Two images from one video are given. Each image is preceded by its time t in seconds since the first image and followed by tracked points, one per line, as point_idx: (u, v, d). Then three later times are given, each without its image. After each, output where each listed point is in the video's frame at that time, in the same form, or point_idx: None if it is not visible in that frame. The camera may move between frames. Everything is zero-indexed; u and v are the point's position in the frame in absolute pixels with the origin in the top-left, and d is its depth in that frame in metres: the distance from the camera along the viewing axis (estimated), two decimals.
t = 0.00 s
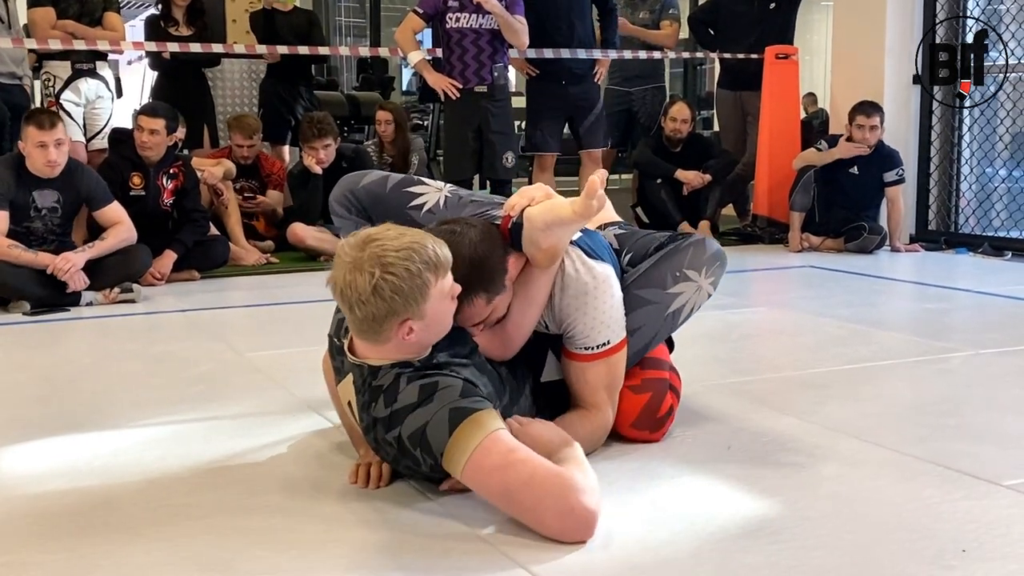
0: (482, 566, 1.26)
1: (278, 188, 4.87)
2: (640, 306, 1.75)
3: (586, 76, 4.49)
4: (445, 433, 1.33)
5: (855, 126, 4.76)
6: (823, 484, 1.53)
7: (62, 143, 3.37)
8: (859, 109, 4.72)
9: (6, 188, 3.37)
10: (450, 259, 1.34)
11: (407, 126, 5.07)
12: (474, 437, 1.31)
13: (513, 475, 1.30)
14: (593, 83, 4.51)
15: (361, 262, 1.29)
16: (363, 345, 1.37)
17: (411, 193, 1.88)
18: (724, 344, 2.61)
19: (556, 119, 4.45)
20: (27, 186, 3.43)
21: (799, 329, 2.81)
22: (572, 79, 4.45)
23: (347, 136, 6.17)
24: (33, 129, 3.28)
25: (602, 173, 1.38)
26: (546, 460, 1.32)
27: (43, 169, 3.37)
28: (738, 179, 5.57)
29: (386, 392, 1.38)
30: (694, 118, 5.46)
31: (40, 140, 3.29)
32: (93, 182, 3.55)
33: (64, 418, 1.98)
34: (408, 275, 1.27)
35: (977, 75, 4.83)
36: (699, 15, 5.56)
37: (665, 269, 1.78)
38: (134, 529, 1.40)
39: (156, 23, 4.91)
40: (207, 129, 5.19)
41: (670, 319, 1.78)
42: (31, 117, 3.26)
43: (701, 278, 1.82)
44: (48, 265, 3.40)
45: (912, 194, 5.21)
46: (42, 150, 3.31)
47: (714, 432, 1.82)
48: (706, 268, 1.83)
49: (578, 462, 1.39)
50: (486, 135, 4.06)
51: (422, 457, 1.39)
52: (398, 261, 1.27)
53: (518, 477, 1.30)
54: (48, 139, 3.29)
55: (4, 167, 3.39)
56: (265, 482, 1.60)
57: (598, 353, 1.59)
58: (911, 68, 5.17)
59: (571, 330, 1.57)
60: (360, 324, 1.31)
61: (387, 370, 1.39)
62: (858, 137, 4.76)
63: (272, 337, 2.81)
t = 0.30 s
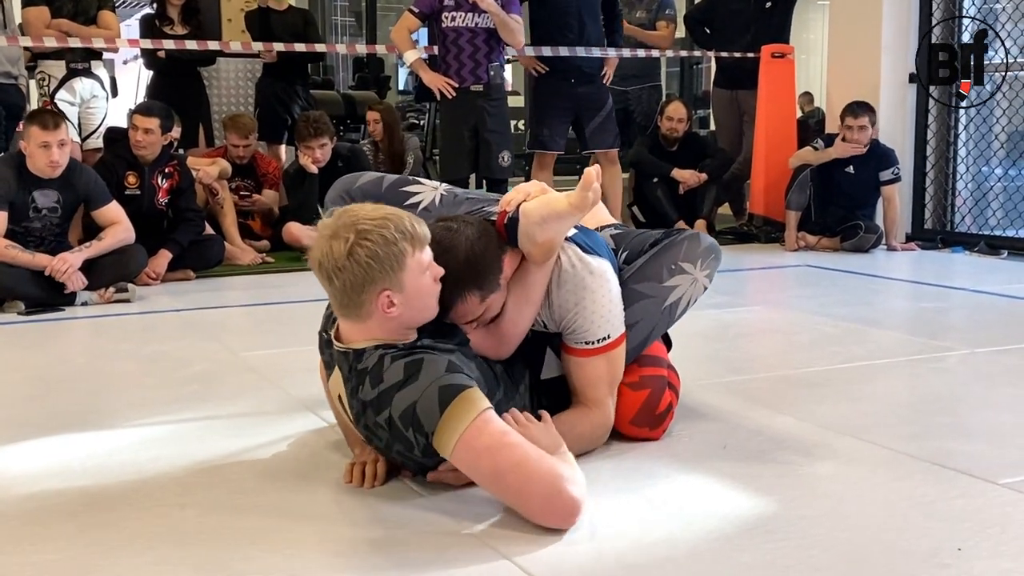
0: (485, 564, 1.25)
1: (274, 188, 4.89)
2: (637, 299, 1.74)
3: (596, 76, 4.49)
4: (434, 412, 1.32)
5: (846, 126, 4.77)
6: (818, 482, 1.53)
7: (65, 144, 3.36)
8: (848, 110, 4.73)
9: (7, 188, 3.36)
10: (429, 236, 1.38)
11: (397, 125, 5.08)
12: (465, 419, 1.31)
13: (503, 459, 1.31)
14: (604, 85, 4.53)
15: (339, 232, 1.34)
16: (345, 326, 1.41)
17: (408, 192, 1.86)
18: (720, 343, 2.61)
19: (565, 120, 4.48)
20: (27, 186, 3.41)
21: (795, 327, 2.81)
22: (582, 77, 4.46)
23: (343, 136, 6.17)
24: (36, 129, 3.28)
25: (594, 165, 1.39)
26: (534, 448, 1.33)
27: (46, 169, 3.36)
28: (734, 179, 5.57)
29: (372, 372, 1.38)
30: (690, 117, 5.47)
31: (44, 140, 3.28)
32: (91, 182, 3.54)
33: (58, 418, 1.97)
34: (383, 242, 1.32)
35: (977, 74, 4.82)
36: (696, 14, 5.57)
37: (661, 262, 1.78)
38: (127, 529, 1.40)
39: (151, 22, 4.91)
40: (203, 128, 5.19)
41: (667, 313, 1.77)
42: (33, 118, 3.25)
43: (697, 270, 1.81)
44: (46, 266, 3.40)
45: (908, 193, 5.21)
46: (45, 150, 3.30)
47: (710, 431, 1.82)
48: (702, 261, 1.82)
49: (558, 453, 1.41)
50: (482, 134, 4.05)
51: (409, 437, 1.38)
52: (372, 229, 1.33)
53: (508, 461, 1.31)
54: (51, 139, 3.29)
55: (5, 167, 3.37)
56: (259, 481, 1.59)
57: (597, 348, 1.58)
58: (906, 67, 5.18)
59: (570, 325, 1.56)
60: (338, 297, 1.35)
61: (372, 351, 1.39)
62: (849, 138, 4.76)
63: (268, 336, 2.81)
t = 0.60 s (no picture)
0: (482, 564, 1.26)
1: (270, 187, 4.89)
2: (629, 292, 1.75)
3: (613, 75, 4.59)
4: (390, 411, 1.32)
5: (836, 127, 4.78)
6: (814, 482, 1.53)
7: (59, 145, 3.35)
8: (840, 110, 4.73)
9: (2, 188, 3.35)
10: (401, 226, 1.40)
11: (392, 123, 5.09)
12: (415, 419, 1.28)
13: (438, 469, 1.27)
14: (620, 84, 4.62)
15: (310, 222, 1.38)
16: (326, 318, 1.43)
17: (398, 193, 1.84)
18: (716, 342, 2.62)
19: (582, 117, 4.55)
20: (21, 186, 3.41)
21: (790, 326, 2.82)
22: (599, 77, 4.54)
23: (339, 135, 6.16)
24: (30, 130, 3.28)
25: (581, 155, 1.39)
26: (477, 465, 1.28)
27: (40, 171, 3.36)
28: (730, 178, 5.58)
29: (344, 367, 1.40)
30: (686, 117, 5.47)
31: (37, 141, 3.28)
32: (86, 182, 3.53)
33: (53, 418, 1.97)
34: (352, 229, 1.35)
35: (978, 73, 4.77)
36: (692, 14, 5.58)
37: (651, 254, 1.79)
38: (121, 530, 1.39)
39: (147, 21, 4.90)
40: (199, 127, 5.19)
41: (662, 304, 1.78)
42: (28, 118, 3.26)
43: (688, 260, 1.81)
44: (40, 266, 3.39)
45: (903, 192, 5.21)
46: (39, 152, 3.30)
47: (705, 430, 1.82)
48: (691, 251, 1.83)
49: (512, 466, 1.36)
50: (479, 134, 4.05)
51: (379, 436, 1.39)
52: (341, 218, 1.36)
53: (442, 473, 1.26)
54: (45, 141, 3.28)
55: None
56: (254, 481, 1.59)
57: (590, 343, 1.58)
58: (902, 65, 5.19)
59: (562, 319, 1.56)
60: (315, 288, 1.38)
61: (346, 345, 1.41)
62: (840, 138, 4.78)
63: (264, 336, 2.81)
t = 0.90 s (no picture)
0: (478, 564, 1.25)
1: (265, 186, 4.88)
2: (625, 290, 1.75)
3: (621, 77, 4.59)
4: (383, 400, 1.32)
5: (835, 129, 4.76)
6: (809, 481, 1.53)
7: (51, 143, 3.35)
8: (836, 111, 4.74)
9: None
10: (385, 220, 1.41)
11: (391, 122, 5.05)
12: (404, 414, 1.29)
13: (428, 464, 1.27)
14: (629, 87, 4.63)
15: (293, 220, 1.39)
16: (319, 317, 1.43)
17: (397, 191, 1.85)
18: (711, 342, 2.62)
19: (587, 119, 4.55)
20: (14, 186, 3.40)
21: (785, 325, 2.82)
22: (609, 79, 4.57)
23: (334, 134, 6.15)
24: (21, 129, 3.27)
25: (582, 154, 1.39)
26: (467, 458, 1.29)
27: (32, 170, 3.35)
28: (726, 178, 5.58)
29: (337, 359, 1.40)
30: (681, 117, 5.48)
31: (30, 140, 3.27)
32: (80, 181, 3.52)
33: (48, 417, 1.96)
34: (333, 223, 1.36)
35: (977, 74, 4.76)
36: (688, 13, 5.59)
37: (647, 251, 1.79)
38: (115, 529, 1.39)
39: (142, 20, 4.90)
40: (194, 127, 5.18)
41: (657, 302, 1.78)
42: (19, 117, 3.25)
43: (683, 257, 1.81)
44: (34, 264, 3.39)
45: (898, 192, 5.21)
46: (30, 151, 3.29)
47: (700, 429, 1.82)
48: (687, 248, 1.82)
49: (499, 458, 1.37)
50: (474, 133, 4.05)
51: (372, 428, 1.39)
52: (322, 212, 1.37)
53: (433, 468, 1.27)
54: (36, 139, 3.28)
55: None
56: (247, 480, 1.59)
57: (586, 341, 1.58)
58: (897, 66, 5.19)
59: (559, 318, 1.56)
60: (301, 284, 1.39)
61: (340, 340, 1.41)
62: (838, 140, 4.76)
63: (259, 335, 2.80)
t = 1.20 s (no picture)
0: (473, 563, 1.25)
1: (262, 187, 4.88)
2: (618, 285, 1.75)
3: (621, 79, 4.59)
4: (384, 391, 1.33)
5: (835, 129, 4.77)
6: (805, 482, 1.53)
7: (46, 142, 3.34)
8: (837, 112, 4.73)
9: None
10: (364, 213, 1.42)
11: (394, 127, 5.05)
12: (410, 409, 1.30)
13: (434, 460, 1.29)
14: (630, 87, 4.63)
15: (271, 219, 1.39)
16: (307, 314, 1.42)
17: (388, 194, 1.83)
18: (708, 342, 2.62)
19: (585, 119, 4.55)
20: (9, 185, 3.40)
21: (781, 327, 2.82)
22: (610, 81, 4.57)
23: (331, 134, 6.15)
24: (16, 128, 3.26)
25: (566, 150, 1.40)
26: (473, 454, 1.32)
27: (27, 168, 3.34)
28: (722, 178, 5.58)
29: (332, 357, 1.40)
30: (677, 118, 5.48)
31: (24, 139, 3.27)
32: (76, 181, 3.51)
33: (44, 416, 1.96)
34: (314, 215, 1.36)
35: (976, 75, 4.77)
36: (684, 13, 5.62)
37: (638, 248, 1.80)
38: (110, 529, 1.39)
39: (138, 20, 4.89)
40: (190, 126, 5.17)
41: (651, 298, 1.78)
42: (14, 116, 3.24)
43: (675, 253, 1.82)
44: (30, 263, 3.39)
45: (894, 193, 5.22)
46: (25, 149, 3.28)
47: (696, 430, 1.82)
48: (678, 244, 1.84)
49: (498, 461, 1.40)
50: (471, 133, 4.05)
51: (369, 425, 1.40)
52: (303, 206, 1.37)
53: (438, 464, 1.29)
54: (31, 138, 3.27)
55: None
56: (243, 480, 1.59)
57: (574, 335, 1.57)
58: (893, 67, 5.20)
59: (550, 314, 1.56)
60: (288, 280, 1.38)
61: (333, 339, 1.41)
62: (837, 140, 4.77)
63: (254, 335, 2.79)
